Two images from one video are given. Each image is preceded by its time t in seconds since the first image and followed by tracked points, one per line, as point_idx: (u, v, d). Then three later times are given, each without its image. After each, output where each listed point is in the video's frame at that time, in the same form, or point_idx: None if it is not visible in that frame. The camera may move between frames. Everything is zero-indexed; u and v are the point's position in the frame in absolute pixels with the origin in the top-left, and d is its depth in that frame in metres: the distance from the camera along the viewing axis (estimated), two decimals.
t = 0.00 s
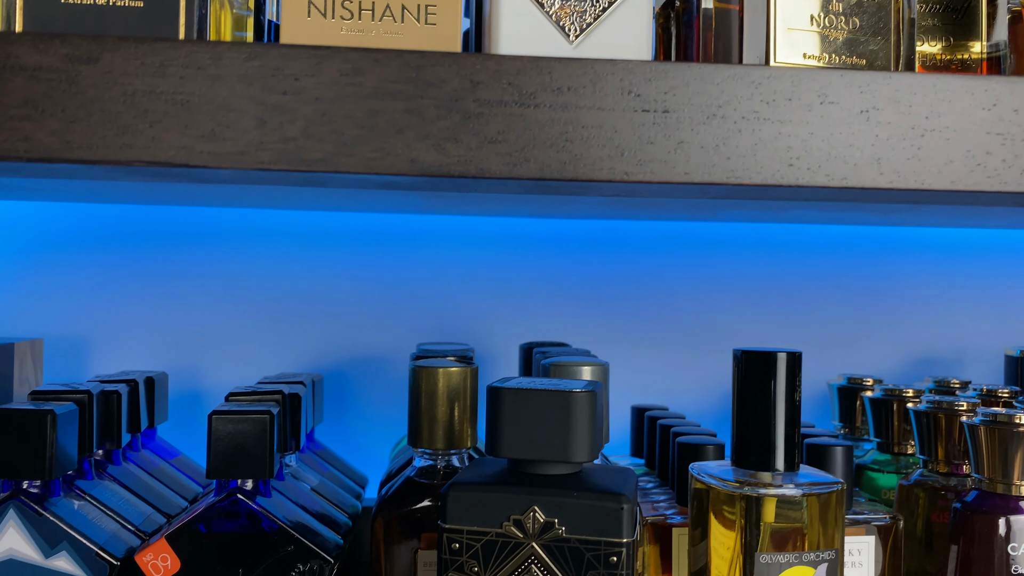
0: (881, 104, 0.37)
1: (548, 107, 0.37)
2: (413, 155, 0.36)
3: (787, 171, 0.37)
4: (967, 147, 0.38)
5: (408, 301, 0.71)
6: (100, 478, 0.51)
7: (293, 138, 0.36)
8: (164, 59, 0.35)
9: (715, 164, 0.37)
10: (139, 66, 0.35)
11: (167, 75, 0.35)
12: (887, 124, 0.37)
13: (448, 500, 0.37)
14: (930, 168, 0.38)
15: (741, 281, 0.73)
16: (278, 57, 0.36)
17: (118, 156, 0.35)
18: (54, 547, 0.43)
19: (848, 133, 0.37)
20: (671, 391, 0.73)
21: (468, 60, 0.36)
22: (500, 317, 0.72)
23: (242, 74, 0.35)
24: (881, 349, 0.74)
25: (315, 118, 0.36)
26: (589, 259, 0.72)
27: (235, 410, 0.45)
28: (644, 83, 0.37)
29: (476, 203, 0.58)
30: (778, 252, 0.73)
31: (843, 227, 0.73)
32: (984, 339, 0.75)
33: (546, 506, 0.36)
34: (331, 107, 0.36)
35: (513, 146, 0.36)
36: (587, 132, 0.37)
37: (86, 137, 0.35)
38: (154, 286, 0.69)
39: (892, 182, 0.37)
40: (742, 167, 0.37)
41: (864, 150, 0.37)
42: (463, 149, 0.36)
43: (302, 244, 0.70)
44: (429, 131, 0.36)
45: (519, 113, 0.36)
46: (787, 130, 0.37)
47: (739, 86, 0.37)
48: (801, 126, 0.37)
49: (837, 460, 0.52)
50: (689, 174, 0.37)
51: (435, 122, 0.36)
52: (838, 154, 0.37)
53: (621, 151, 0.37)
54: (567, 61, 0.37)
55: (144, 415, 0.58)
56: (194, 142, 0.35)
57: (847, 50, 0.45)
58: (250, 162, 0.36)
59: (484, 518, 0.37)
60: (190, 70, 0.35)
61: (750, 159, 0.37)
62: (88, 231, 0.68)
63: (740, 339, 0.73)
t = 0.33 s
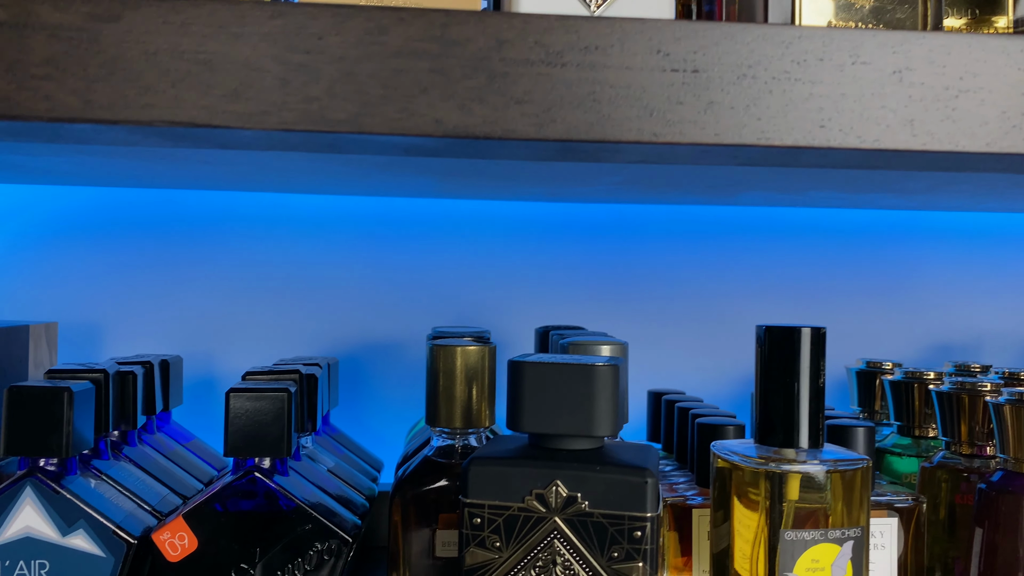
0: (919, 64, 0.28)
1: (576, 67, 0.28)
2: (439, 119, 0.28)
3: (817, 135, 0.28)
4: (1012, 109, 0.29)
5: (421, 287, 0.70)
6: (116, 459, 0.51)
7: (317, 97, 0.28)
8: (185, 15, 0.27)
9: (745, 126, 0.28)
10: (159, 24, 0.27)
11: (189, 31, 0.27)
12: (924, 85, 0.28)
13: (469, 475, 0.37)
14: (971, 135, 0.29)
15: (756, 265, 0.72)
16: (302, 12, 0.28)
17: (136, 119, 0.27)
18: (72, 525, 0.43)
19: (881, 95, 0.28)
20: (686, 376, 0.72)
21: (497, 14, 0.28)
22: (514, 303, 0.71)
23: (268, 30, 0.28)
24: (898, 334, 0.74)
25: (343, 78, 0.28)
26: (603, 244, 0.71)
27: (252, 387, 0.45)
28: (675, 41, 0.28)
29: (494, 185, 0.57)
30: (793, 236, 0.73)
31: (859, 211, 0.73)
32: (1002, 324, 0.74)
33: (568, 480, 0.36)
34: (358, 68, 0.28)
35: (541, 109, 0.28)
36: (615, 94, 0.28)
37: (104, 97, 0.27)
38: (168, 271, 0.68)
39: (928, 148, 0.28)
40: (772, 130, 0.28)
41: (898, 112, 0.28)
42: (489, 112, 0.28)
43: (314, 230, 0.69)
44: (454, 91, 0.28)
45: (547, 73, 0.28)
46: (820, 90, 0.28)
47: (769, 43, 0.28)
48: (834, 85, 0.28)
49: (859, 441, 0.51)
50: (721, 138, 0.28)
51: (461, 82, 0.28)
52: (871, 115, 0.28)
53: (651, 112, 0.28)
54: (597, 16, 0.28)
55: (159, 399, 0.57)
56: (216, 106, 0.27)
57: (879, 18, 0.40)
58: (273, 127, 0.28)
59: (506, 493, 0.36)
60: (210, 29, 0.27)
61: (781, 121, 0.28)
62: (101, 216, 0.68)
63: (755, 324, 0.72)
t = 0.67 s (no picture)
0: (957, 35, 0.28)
1: (612, 39, 0.28)
2: (473, 91, 0.28)
3: (856, 108, 0.28)
4: None
5: (438, 277, 0.70)
6: (138, 446, 0.51)
7: (351, 69, 0.28)
8: None
9: (783, 99, 0.28)
10: None
11: (222, 3, 0.27)
12: (963, 56, 0.28)
13: (496, 457, 0.37)
14: (1011, 108, 0.28)
15: (774, 255, 0.72)
16: None
17: (169, 90, 0.27)
18: (94, 510, 0.43)
19: (920, 67, 0.28)
20: (703, 367, 0.72)
21: None
22: (530, 293, 0.71)
23: (301, 1, 0.27)
24: (917, 324, 0.73)
25: (375, 49, 0.27)
26: (620, 234, 0.71)
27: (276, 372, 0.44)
28: (711, 11, 0.28)
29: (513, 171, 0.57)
30: (811, 226, 0.72)
31: (877, 200, 0.72)
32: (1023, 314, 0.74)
33: (596, 463, 0.36)
34: (391, 39, 0.28)
35: (576, 81, 0.28)
36: (652, 66, 0.28)
37: (138, 69, 0.27)
38: (185, 261, 0.68)
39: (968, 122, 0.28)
40: (811, 102, 0.28)
41: (937, 84, 0.28)
42: (524, 84, 0.28)
43: (331, 220, 0.69)
44: (488, 63, 0.28)
45: (583, 45, 0.28)
46: (859, 62, 0.28)
47: (807, 13, 0.28)
48: (874, 56, 0.28)
49: (884, 428, 0.51)
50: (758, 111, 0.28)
51: (494, 53, 0.28)
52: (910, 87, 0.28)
53: (688, 84, 0.28)
54: None
55: (179, 387, 0.57)
56: (249, 77, 0.27)
57: None
58: (306, 99, 0.27)
59: (534, 475, 0.36)
60: None
61: (819, 94, 0.28)
62: (119, 206, 0.68)
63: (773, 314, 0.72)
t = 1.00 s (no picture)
0: (983, 5, 0.28)
1: (633, 10, 0.28)
2: (492, 62, 0.28)
3: (879, 81, 0.28)
4: None
5: (449, 267, 0.70)
6: (151, 432, 0.51)
7: (370, 40, 0.27)
8: None
9: (805, 71, 0.28)
10: None
11: None
12: (988, 27, 0.28)
13: (512, 438, 0.36)
14: None
15: (787, 244, 0.72)
16: None
17: (188, 62, 0.27)
18: (109, 493, 0.43)
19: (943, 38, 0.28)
20: (716, 357, 0.72)
21: None
22: (542, 282, 0.71)
23: None
24: (931, 313, 0.73)
25: (393, 21, 0.27)
26: (632, 222, 0.71)
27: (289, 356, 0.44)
28: None
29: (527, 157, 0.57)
30: (823, 214, 0.72)
31: (892, 188, 0.72)
32: None
33: (613, 443, 0.35)
34: (410, 10, 0.27)
35: (597, 52, 0.28)
36: (673, 37, 0.28)
37: (156, 41, 0.27)
38: (196, 251, 0.68)
39: (993, 95, 0.28)
40: (833, 75, 0.28)
41: (961, 56, 0.28)
42: (544, 55, 0.28)
43: (342, 209, 0.69)
44: (507, 34, 0.28)
45: (603, 15, 0.27)
46: (882, 33, 0.28)
47: None
48: (897, 27, 0.28)
49: (899, 415, 0.50)
50: (781, 84, 0.28)
51: (514, 25, 0.27)
52: (933, 59, 0.28)
53: (710, 56, 0.28)
54: None
55: (191, 375, 0.57)
56: (267, 49, 0.27)
57: None
58: (325, 71, 0.27)
59: (551, 456, 0.36)
60: None
61: (841, 67, 0.28)
62: (130, 195, 0.68)
63: (786, 303, 0.72)
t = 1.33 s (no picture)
0: None
1: None
2: (516, 36, 0.28)
3: (903, 55, 0.28)
4: None
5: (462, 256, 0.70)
6: (168, 417, 0.51)
7: (395, 14, 0.27)
8: None
9: (829, 45, 0.28)
10: None
11: None
12: None
13: (532, 418, 0.36)
14: None
15: (799, 233, 0.72)
16: None
17: (213, 37, 0.27)
18: (128, 476, 0.43)
19: (968, 11, 0.28)
20: (728, 346, 0.72)
21: None
22: (555, 271, 0.71)
23: None
24: (945, 303, 0.72)
25: None
26: (645, 212, 0.71)
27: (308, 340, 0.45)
28: None
29: (542, 143, 0.57)
30: (836, 203, 0.72)
31: (906, 176, 0.72)
32: None
33: (633, 423, 0.35)
34: None
35: (621, 26, 0.28)
36: (697, 11, 0.28)
37: (183, 15, 0.27)
38: (210, 240, 0.69)
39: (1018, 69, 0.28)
40: (857, 49, 0.28)
41: (986, 30, 0.28)
42: (569, 28, 0.28)
43: (355, 199, 0.69)
44: (532, 7, 0.28)
45: None
46: (906, 7, 0.28)
47: None
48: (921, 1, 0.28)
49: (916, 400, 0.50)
50: (805, 58, 0.28)
51: None
52: (958, 32, 0.28)
53: (734, 29, 0.28)
54: None
55: (207, 362, 0.57)
56: (293, 23, 0.27)
57: None
58: (350, 45, 0.27)
59: (570, 436, 0.36)
60: None
61: (865, 41, 0.28)
62: (144, 185, 0.68)
63: (799, 292, 0.72)
